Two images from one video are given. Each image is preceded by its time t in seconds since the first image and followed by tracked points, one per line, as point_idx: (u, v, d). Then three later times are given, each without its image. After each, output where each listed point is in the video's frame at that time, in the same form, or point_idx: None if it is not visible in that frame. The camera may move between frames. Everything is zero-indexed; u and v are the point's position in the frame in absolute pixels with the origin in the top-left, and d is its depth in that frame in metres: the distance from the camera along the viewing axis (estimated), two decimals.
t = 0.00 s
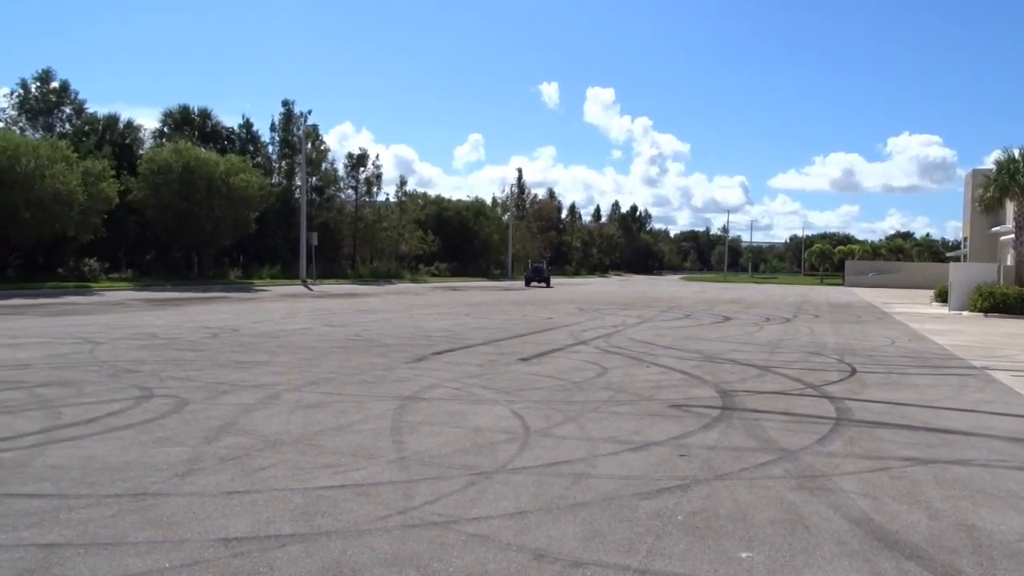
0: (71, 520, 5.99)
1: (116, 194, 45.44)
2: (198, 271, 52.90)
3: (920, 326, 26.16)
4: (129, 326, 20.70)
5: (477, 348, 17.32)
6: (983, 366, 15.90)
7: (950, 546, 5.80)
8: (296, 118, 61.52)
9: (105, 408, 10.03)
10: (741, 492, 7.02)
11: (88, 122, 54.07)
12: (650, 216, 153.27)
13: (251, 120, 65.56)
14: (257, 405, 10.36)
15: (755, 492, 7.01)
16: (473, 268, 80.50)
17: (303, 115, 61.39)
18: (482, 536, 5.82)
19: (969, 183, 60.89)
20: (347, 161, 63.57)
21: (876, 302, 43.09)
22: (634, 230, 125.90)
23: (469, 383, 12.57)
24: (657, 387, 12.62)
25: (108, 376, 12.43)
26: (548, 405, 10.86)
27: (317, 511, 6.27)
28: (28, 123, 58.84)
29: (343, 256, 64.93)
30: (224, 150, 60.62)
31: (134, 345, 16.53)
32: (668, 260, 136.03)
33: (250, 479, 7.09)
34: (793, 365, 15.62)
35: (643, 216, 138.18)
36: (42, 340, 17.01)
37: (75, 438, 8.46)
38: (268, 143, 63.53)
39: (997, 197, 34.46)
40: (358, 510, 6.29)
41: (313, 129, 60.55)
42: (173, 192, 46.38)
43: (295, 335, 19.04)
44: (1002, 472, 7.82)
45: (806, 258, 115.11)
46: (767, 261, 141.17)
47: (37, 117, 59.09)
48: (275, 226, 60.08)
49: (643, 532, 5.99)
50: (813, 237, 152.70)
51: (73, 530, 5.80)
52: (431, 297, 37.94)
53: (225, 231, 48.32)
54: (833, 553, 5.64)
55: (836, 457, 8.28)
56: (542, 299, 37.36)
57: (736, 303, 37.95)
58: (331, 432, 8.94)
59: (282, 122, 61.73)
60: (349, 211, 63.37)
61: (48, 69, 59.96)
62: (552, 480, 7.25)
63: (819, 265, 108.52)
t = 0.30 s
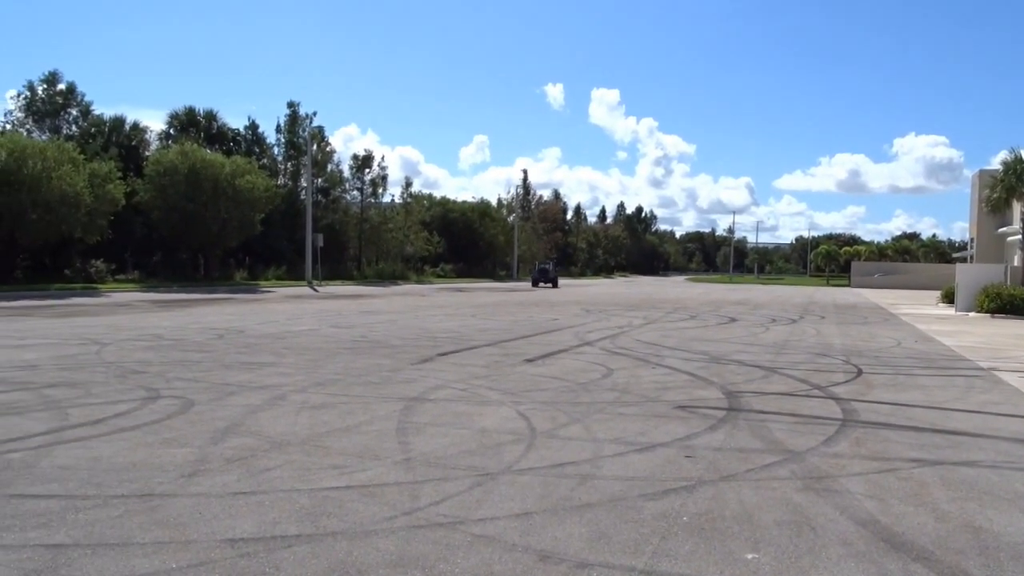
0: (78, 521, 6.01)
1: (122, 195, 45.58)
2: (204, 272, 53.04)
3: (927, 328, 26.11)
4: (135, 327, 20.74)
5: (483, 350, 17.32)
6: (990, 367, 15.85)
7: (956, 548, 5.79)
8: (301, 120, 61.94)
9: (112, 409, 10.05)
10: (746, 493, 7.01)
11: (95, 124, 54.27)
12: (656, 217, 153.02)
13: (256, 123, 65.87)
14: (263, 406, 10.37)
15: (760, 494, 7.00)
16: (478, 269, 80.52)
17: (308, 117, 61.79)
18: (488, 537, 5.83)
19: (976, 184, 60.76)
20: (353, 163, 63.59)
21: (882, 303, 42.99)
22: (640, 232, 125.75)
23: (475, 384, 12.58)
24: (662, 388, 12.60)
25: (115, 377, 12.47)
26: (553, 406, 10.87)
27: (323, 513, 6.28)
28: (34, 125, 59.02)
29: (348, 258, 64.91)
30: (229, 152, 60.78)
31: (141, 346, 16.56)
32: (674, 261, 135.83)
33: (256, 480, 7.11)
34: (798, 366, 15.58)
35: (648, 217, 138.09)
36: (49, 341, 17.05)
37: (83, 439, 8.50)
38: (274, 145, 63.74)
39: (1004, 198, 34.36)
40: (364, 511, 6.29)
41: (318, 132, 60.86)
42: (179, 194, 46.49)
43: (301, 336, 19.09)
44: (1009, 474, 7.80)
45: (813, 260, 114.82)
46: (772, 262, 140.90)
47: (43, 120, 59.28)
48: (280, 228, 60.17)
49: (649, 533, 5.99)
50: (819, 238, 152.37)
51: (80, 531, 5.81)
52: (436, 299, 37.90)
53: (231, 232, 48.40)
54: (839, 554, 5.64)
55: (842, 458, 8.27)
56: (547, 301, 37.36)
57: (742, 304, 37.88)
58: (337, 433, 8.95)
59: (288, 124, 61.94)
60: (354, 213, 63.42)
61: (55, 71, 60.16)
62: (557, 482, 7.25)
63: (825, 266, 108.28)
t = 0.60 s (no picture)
0: (80, 522, 6.02)
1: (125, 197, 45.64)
2: (206, 273, 53.05)
3: (929, 329, 26.06)
4: (138, 329, 20.76)
5: (485, 350, 17.31)
6: (992, 368, 15.81)
7: (958, 549, 5.78)
8: (304, 121, 62.06)
9: (115, 410, 10.06)
10: (748, 494, 7.01)
11: (98, 126, 54.35)
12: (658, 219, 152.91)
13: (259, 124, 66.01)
14: (266, 408, 10.38)
15: (763, 495, 6.99)
16: (480, 271, 80.59)
17: (310, 118, 61.89)
18: (490, 538, 5.83)
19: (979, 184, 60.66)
20: (355, 164, 63.64)
21: (884, 304, 42.87)
22: (642, 233, 125.64)
23: (477, 386, 12.58)
24: (664, 390, 12.58)
25: (117, 379, 12.46)
26: (555, 407, 10.86)
27: (325, 514, 6.29)
28: (38, 126, 59.15)
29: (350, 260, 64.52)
30: (232, 153, 60.89)
31: (143, 347, 16.57)
32: (676, 262, 135.69)
33: (258, 481, 7.11)
34: (801, 368, 15.55)
35: (651, 218, 137.99)
36: (52, 342, 17.07)
37: (85, 440, 8.51)
38: (276, 146, 63.87)
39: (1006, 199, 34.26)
40: (366, 513, 6.30)
41: (321, 133, 60.95)
42: (182, 195, 46.55)
43: (303, 337, 19.10)
44: (1011, 476, 7.79)
45: (815, 261, 114.69)
46: (775, 264, 140.75)
47: (47, 121, 59.38)
48: (283, 229, 60.18)
49: (650, 534, 5.99)
50: (822, 240, 152.23)
51: (83, 532, 5.82)
52: (438, 300, 37.91)
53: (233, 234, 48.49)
54: (842, 556, 5.63)
55: (844, 459, 8.26)
56: (549, 302, 37.35)
57: (744, 306, 37.79)
58: (339, 435, 8.95)
59: (290, 125, 62.04)
60: (357, 214, 63.41)
61: (59, 72, 60.26)
62: (560, 483, 7.24)
63: (828, 267, 108.11)
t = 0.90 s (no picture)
0: (75, 524, 6.01)
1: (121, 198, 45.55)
2: (202, 275, 52.98)
3: (925, 330, 26.12)
4: (134, 330, 20.74)
5: (482, 352, 17.31)
6: (987, 369, 15.86)
7: (954, 549, 5.80)
8: (300, 123, 62.12)
9: (111, 412, 10.05)
10: (744, 495, 7.02)
11: (95, 127, 54.34)
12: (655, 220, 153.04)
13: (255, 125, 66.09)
14: (262, 409, 10.38)
15: (759, 496, 7.00)
16: (477, 272, 80.80)
17: (307, 120, 61.93)
18: (487, 540, 5.83)
19: (975, 185, 60.83)
20: (352, 166, 63.70)
21: (880, 305, 43.00)
22: (639, 234, 125.72)
23: (473, 387, 12.60)
24: (661, 391, 12.60)
25: (114, 380, 12.45)
26: (551, 409, 10.88)
27: (322, 515, 6.29)
28: (33, 127, 59.04)
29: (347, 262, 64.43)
30: (229, 155, 60.90)
31: (140, 349, 16.56)
32: (673, 263, 135.78)
33: (254, 483, 7.11)
34: (797, 369, 15.57)
35: (648, 219, 138.20)
36: (48, 344, 17.06)
37: (81, 441, 8.50)
38: (272, 148, 63.89)
39: (1002, 200, 34.36)
40: (363, 514, 6.30)
41: (318, 135, 60.96)
42: (179, 197, 46.50)
43: (299, 339, 19.09)
44: (1007, 476, 7.80)
45: (812, 262, 114.83)
46: (771, 265, 140.92)
47: (43, 122, 59.25)
48: (280, 230, 60.10)
49: (647, 535, 5.99)
50: (818, 242, 152.48)
51: (79, 534, 5.81)
52: (435, 302, 37.96)
53: (230, 235, 48.44)
54: (837, 556, 5.64)
55: (841, 461, 8.27)
56: (545, 304, 37.45)
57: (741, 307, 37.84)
58: (336, 436, 8.95)
59: (287, 126, 62.00)
60: (353, 215, 63.55)
61: (54, 74, 60.18)
62: (556, 484, 7.25)
63: (824, 268, 108.30)
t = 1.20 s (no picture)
0: (60, 529, 5.97)
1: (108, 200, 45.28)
2: (189, 277, 52.73)
3: (912, 331, 26.28)
4: (120, 333, 20.61)
5: (470, 354, 17.29)
6: (973, 371, 15.96)
7: (940, 550, 5.83)
8: (289, 125, 62.04)
9: (97, 415, 9.99)
10: (732, 497, 7.04)
11: (81, 129, 54.07)
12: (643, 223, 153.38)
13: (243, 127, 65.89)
14: (250, 412, 10.34)
15: (747, 498, 7.02)
16: (466, 274, 80.59)
17: (295, 122, 61.86)
18: (475, 542, 5.82)
19: (961, 188, 61.29)
20: (340, 168, 63.64)
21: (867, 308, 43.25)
22: (628, 237, 125.96)
23: (462, 389, 12.58)
24: (649, 393, 12.61)
25: (99, 384, 12.37)
26: (540, 411, 10.88)
27: (309, 518, 6.26)
28: (19, 129, 58.64)
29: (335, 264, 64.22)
30: (216, 157, 60.71)
31: (126, 352, 16.47)
32: (661, 266, 136.00)
33: (242, 487, 7.07)
34: (784, 370, 15.62)
35: (636, 221, 138.50)
36: (33, 347, 16.93)
37: (67, 445, 8.45)
38: (260, 150, 63.64)
39: (987, 203, 34.62)
40: (351, 517, 6.28)
41: (306, 137, 60.90)
42: (166, 199, 46.29)
43: (287, 342, 19.04)
44: (993, 477, 7.86)
45: (799, 265, 115.30)
46: (759, 268, 141.40)
47: (28, 124, 58.83)
48: (268, 233, 59.86)
49: (635, 537, 6.00)
50: (806, 244, 153.16)
51: (64, 539, 5.77)
52: (424, 304, 37.87)
53: (217, 237, 48.22)
54: (825, 557, 5.65)
55: (827, 462, 8.31)
56: (535, 306, 37.47)
57: (728, 309, 37.96)
58: (324, 439, 8.92)
59: (275, 129, 61.93)
60: (342, 217, 63.32)
61: (40, 75, 59.83)
62: (544, 487, 7.24)
63: (812, 271, 108.81)
